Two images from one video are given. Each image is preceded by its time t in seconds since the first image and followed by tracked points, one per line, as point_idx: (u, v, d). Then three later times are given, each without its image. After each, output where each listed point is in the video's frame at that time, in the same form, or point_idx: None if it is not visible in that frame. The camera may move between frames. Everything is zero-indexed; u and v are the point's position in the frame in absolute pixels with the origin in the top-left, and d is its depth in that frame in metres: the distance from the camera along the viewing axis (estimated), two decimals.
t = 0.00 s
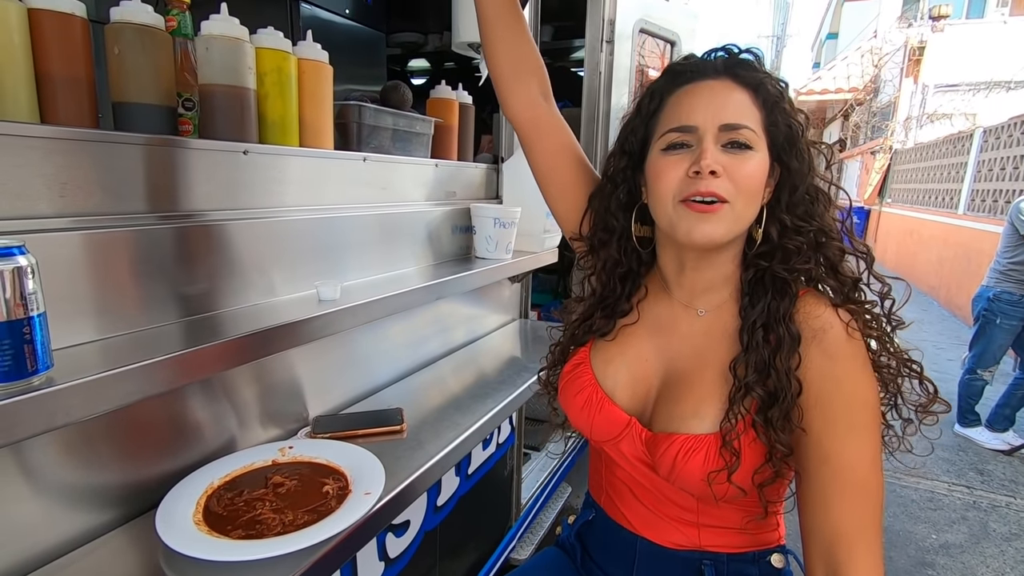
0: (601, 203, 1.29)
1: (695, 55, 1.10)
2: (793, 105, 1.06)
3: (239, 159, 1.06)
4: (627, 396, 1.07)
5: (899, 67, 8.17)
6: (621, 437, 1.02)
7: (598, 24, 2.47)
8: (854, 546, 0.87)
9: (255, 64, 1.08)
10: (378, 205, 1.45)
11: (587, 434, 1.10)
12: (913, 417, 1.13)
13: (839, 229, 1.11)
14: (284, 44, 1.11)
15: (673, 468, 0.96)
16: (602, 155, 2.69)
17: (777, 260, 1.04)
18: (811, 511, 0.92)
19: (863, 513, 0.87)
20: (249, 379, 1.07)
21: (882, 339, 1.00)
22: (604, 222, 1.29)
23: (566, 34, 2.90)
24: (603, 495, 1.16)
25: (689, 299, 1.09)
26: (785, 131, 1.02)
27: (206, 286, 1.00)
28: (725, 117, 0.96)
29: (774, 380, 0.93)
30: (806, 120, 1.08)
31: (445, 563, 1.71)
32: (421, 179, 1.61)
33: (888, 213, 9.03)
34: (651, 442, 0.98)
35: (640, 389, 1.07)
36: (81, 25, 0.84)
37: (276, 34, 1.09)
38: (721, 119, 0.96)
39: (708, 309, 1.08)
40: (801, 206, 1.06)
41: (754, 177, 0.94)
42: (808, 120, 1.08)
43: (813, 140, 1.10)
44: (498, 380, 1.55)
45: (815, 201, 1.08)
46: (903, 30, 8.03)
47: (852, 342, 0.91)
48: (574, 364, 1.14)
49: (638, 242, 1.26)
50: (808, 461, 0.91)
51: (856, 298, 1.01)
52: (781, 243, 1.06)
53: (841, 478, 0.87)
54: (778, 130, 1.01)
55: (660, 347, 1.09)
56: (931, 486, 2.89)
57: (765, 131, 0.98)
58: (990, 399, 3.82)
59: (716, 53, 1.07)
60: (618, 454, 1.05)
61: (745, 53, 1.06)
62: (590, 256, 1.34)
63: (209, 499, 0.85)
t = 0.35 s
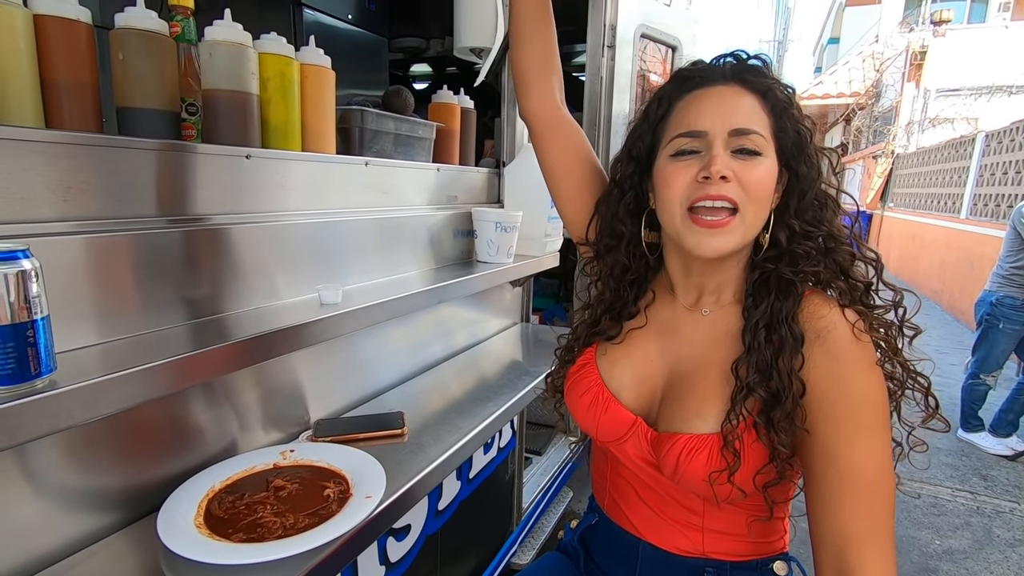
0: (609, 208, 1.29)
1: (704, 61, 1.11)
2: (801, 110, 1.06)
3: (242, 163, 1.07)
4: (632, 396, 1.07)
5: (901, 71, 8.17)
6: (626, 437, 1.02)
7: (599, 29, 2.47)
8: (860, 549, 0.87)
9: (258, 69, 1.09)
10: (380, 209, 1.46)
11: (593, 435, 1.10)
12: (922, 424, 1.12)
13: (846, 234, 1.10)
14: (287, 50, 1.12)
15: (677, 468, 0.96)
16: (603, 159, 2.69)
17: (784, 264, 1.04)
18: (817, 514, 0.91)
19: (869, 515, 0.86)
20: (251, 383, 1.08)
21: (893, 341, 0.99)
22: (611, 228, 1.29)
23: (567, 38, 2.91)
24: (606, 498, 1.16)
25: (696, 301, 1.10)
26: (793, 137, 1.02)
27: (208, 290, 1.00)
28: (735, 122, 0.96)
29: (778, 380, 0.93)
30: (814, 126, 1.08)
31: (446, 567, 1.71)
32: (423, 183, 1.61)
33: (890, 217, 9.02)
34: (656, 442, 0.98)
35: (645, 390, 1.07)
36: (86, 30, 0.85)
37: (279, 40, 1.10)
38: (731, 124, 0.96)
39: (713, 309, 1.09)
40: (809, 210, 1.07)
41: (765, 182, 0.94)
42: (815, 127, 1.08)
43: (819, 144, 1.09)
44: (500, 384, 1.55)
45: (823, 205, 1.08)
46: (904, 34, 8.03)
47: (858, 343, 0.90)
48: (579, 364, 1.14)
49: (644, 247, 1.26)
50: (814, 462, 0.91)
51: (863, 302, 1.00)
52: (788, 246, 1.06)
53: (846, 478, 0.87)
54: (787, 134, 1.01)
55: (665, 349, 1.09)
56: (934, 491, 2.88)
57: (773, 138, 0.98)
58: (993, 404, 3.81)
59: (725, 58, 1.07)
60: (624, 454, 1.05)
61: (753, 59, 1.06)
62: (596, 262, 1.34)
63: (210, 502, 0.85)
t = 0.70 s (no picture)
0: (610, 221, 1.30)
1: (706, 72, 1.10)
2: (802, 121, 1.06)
3: (244, 170, 1.08)
4: (634, 414, 1.07)
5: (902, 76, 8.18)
6: (628, 456, 1.03)
7: (600, 35, 2.49)
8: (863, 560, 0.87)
9: (260, 78, 1.10)
10: (380, 215, 1.46)
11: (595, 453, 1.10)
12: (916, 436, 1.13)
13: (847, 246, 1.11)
14: (288, 58, 1.13)
15: (681, 484, 0.96)
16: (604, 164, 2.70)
17: (786, 275, 1.05)
18: (814, 524, 0.92)
19: (872, 527, 0.86)
20: (252, 388, 1.09)
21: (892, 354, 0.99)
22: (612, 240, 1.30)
23: (568, 44, 2.92)
24: (610, 501, 1.16)
25: (699, 311, 1.09)
26: (796, 149, 1.02)
27: (210, 296, 1.01)
28: (737, 140, 0.96)
29: (782, 394, 0.93)
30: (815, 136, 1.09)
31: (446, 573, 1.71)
32: (422, 189, 1.62)
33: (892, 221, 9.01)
34: (659, 460, 0.98)
35: (647, 409, 1.07)
36: (90, 40, 0.87)
37: (280, 49, 1.12)
38: (733, 143, 0.96)
39: (717, 322, 1.08)
40: (812, 224, 1.07)
41: (766, 200, 0.94)
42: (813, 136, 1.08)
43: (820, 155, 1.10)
44: (501, 389, 1.55)
45: (827, 218, 1.08)
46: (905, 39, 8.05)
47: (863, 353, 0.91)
48: (582, 384, 1.15)
49: (644, 257, 1.27)
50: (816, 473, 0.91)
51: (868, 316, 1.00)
52: (791, 258, 1.06)
53: (849, 490, 0.87)
54: (788, 146, 1.01)
55: (667, 362, 1.09)
56: (937, 497, 2.87)
57: (775, 152, 0.98)
58: (996, 409, 3.80)
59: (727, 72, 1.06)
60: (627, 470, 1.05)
61: (754, 70, 1.06)
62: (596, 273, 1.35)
63: (210, 508, 0.86)
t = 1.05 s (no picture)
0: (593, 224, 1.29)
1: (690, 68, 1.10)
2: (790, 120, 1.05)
3: (244, 173, 1.08)
4: (624, 431, 1.06)
5: (903, 78, 8.19)
6: (620, 472, 1.02)
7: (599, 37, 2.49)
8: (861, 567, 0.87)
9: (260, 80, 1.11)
10: (381, 217, 1.46)
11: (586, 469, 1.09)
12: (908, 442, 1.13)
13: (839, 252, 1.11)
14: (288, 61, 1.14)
15: (675, 502, 0.96)
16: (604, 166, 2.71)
17: (776, 286, 1.04)
18: (817, 538, 0.91)
19: (869, 536, 0.87)
20: (252, 390, 1.09)
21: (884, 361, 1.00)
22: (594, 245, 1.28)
23: (567, 47, 2.94)
24: (600, 509, 1.16)
25: (688, 323, 1.09)
26: (784, 148, 1.02)
27: (210, 297, 1.02)
28: (722, 138, 0.95)
29: (777, 410, 0.93)
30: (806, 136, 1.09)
31: None
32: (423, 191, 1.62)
33: (893, 223, 9.01)
34: (652, 479, 0.98)
35: (637, 424, 1.07)
36: (91, 43, 0.87)
37: (280, 52, 1.12)
38: (717, 140, 0.95)
39: (707, 332, 1.08)
40: (801, 231, 1.07)
41: (750, 202, 0.93)
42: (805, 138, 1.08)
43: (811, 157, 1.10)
44: (499, 391, 1.55)
45: (815, 223, 1.08)
46: (905, 42, 8.06)
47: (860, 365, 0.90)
48: (568, 400, 1.14)
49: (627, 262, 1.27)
50: (817, 485, 0.91)
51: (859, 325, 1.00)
52: (778, 267, 1.06)
53: (846, 500, 0.87)
54: (776, 146, 1.01)
55: (657, 375, 1.08)
56: (938, 499, 2.87)
57: (761, 151, 0.97)
58: (997, 411, 3.80)
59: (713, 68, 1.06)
60: (619, 486, 1.05)
61: (739, 66, 1.07)
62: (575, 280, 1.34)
63: (209, 509, 0.86)
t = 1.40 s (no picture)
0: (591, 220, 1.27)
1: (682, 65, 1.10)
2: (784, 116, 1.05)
3: (245, 170, 1.07)
4: (626, 430, 1.06)
5: (903, 77, 8.18)
6: (623, 470, 1.02)
7: (600, 36, 2.49)
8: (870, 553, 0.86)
9: (261, 77, 1.11)
10: (381, 215, 1.46)
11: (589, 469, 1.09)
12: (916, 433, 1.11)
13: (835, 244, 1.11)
14: (289, 58, 1.14)
15: (679, 497, 0.95)
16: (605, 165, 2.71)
17: (773, 279, 1.04)
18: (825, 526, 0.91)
19: (877, 523, 0.86)
20: (252, 387, 1.09)
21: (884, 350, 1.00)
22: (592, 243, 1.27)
23: (568, 46, 2.94)
24: (604, 509, 1.15)
25: (686, 317, 1.09)
26: (776, 144, 1.00)
27: (210, 295, 1.01)
28: (714, 133, 0.94)
29: (778, 403, 0.93)
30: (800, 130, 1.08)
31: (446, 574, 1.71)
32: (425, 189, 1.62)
33: (893, 223, 9.01)
34: (654, 475, 0.98)
35: (639, 421, 1.06)
36: (91, 39, 0.87)
37: (281, 49, 1.12)
38: (709, 136, 0.94)
39: (704, 326, 1.08)
40: (796, 223, 1.06)
41: (744, 198, 0.93)
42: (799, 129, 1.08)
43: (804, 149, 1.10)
44: (501, 389, 1.55)
45: (809, 217, 1.08)
46: (905, 41, 8.05)
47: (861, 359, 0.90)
48: (569, 401, 1.13)
49: (625, 259, 1.26)
50: (821, 473, 0.91)
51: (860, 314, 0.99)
52: (776, 260, 1.05)
53: (851, 487, 0.86)
54: (772, 141, 1.00)
55: (656, 372, 1.08)
56: (938, 498, 2.87)
57: (754, 148, 0.97)
58: (997, 410, 3.80)
59: (703, 64, 1.05)
60: (622, 485, 1.05)
61: (731, 61, 1.05)
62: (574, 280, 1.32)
63: (209, 506, 0.86)
